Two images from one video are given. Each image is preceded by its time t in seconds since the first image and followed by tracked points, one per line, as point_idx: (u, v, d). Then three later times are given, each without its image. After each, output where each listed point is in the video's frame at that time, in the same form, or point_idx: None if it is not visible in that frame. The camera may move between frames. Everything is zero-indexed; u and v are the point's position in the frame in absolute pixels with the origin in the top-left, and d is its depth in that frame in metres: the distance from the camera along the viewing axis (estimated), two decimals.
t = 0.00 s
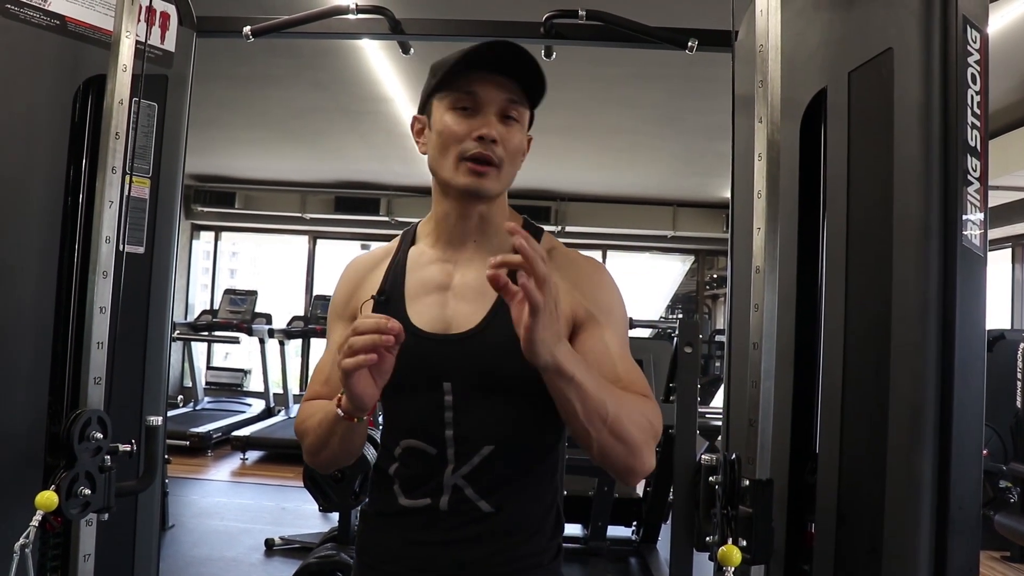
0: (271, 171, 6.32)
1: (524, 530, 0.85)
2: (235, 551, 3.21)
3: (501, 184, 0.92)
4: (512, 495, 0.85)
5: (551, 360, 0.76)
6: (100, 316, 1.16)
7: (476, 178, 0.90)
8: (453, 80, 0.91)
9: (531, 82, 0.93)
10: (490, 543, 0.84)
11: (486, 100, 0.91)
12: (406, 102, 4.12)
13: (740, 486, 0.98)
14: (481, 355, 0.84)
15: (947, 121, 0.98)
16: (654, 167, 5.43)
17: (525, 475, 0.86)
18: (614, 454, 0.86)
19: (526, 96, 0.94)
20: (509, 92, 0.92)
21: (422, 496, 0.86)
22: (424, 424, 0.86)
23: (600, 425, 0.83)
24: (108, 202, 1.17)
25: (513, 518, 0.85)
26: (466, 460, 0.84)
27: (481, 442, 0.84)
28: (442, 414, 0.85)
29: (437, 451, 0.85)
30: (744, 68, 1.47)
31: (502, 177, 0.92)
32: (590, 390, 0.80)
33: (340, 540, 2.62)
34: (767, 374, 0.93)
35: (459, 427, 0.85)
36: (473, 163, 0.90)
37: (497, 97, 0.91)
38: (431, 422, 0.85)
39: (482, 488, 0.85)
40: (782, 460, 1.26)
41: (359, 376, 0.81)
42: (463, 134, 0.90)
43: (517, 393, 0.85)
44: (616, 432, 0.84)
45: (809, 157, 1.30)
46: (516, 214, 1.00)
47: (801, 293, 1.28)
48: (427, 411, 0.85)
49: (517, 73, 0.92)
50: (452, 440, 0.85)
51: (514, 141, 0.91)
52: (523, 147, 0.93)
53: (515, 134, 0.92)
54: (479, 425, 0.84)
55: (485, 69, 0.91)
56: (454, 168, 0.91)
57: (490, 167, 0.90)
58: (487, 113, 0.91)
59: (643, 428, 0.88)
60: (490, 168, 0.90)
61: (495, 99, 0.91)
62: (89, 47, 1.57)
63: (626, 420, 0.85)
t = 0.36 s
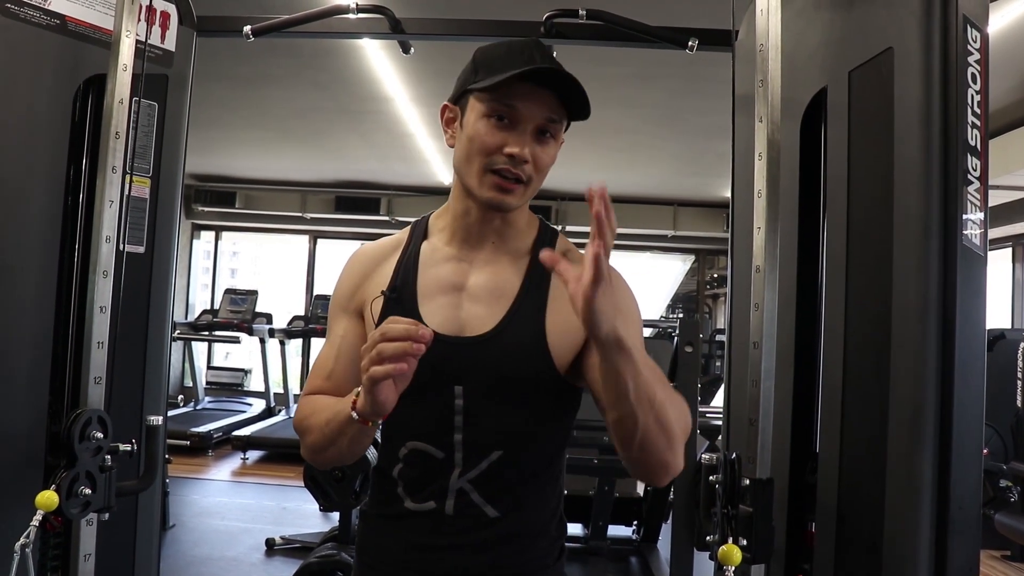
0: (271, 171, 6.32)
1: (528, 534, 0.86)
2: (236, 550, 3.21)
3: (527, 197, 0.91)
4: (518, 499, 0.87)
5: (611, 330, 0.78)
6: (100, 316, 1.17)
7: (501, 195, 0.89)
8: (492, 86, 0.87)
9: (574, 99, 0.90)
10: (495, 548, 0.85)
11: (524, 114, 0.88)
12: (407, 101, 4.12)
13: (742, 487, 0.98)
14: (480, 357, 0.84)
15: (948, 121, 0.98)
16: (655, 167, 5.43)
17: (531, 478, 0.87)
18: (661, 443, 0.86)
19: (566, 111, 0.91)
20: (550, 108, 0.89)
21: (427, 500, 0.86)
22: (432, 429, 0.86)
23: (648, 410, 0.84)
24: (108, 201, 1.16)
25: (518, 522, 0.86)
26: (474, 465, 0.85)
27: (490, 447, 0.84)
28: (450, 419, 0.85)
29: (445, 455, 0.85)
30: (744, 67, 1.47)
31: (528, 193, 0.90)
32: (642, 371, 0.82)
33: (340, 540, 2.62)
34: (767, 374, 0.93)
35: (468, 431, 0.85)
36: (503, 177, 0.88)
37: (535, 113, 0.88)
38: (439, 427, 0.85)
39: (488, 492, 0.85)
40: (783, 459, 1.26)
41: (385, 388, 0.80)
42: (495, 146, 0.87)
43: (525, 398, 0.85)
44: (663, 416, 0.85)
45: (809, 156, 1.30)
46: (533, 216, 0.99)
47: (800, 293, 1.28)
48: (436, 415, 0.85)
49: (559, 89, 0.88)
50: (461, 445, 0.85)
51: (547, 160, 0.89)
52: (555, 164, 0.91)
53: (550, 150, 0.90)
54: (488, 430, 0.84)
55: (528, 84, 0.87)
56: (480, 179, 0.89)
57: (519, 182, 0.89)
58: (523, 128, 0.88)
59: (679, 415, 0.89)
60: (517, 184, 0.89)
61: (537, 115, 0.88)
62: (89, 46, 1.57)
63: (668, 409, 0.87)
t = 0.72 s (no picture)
0: (271, 171, 6.32)
1: (535, 537, 0.87)
2: (237, 550, 3.21)
3: (535, 202, 0.90)
4: (525, 502, 0.87)
5: (616, 371, 0.78)
6: (101, 316, 1.16)
7: (507, 198, 0.88)
8: (501, 88, 0.86)
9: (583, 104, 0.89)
10: (503, 551, 0.85)
11: (533, 117, 0.87)
12: (407, 101, 4.12)
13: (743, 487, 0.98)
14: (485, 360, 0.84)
15: (948, 120, 0.98)
16: (655, 166, 5.43)
17: (539, 482, 0.87)
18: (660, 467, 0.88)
19: (575, 115, 0.90)
20: (559, 112, 0.88)
21: (434, 504, 0.86)
22: (443, 432, 0.85)
23: (649, 435, 0.85)
24: (109, 201, 1.16)
25: (525, 526, 0.87)
26: (483, 469, 0.85)
27: (499, 452, 0.84)
28: (460, 423, 0.84)
29: (453, 459, 0.85)
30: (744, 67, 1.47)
31: (537, 197, 0.89)
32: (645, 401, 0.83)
33: (341, 539, 2.62)
34: (768, 373, 0.93)
35: (477, 435, 0.85)
36: (509, 181, 0.87)
37: (545, 116, 0.87)
38: (449, 431, 0.85)
39: (496, 495, 0.85)
40: (784, 458, 1.26)
41: (399, 400, 0.78)
42: (503, 149, 0.87)
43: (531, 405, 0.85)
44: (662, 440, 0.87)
45: (809, 155, 1.30)
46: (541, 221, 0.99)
47: (801, 293, 1.28)
48: (446, 419, 0.85)
49: (569, 93, 0.88)
50: (470, 450, 0.85)
51: (555, 165, 0.88)
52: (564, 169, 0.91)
53: (559, 155, 0.89)
54: (499, 435, 0.84)
55: (537, 88, 0.87)
56: (486, 181, 0.88)
57: (528, 187, 0.88)
58: (531, 131, 0.87)
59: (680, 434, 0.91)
60: (525, 188, 0.88)
61: (545, 118, 0.87)
62: (90, 47, 1.58)
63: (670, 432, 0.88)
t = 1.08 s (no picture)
0: (272, 171, 6.32)
1: (543, 536, 0.86)
2: (237, 550, 3.21)
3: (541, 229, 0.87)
4: (535, 501, 0.86)
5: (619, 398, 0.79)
6: (101, 316, 1.16)
7: (510, 234, 0.87)
8: (491, 161, 0.79)
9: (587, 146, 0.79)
10: (511, 547, 0.85)
11: (528, 173, 0.79)
12: (407, 101, 4.11)
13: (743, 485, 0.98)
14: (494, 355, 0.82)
15: (948, 119, 0.98)
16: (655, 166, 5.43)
17: (551, 480, 0.86)
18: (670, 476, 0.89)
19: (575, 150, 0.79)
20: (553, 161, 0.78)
21: (444, 498, 0.85)
22: (453, 427, 0.84)
23: (658, 452, 0.87)
24: (109, 201, 1.16)
25: (534, 524, 0.86)
26: (494, 464, 0.84)
27: (510, 448, 0.83)
28: (470, 417, 0.83)
29: (463, 454, 0.84)
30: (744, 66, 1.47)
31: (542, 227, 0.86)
32: (651, 420, 0.84)
33: (341, 540, 2.61)
34: (768, 373, 0.93)
35: (487, 430, 0.83)
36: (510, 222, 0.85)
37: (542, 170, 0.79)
38: (461, 426, 0.83)
39: (506, 492, 0.84)
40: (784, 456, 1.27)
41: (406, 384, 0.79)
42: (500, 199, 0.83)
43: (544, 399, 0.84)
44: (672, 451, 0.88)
45: (810, 155, 1.29)
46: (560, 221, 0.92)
47: (801, 292, 1.28)
48: (457, 413, 0.83)
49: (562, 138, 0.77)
50: (479, 445, 0.83)
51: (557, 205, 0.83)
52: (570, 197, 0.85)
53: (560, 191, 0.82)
54: (510, 431, 0.83)
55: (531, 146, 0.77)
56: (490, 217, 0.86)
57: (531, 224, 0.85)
58: (528, 184, 0.80)
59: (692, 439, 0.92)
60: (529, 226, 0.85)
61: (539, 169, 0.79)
62: (91, 48, 1.58)
63: (682, 444, 0.89)
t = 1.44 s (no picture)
0: (272, 172, 6.32)
1: (579, 556, 0.78)
2: (238, 551, 3.21)
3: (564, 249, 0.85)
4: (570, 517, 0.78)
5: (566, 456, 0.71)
6: (101, 317, 1.16)
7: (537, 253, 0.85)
8: (501, 198, 0.81)
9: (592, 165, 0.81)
10: (540, 568, 0.78)
11: (539, 199, 0.80)
12: (407, 102, 4.11)
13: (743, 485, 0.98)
14: (505, 357, 0.79)
15: (948, 118, 0.98)
16: (655, 166, 5.42)
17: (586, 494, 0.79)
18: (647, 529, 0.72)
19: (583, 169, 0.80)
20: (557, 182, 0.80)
21: (474, 511, 0.81)
22: (482, 434, 0.80)
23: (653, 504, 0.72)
24: (109, 202, 1.16)
25: (570, 544, 0.78)
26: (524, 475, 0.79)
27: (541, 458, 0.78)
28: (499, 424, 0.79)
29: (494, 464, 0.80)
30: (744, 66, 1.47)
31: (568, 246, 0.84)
32: (626, 476, 0.72)
33: (341, 540, 2.61)
34: (768, 372, 0.93)
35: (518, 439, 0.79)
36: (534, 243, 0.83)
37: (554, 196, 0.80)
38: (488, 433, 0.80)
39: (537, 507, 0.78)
40: (785, 456, 1.27)
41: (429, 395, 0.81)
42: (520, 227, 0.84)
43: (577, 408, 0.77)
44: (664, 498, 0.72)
45: (811, 153, 1.29)
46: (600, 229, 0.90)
47: (802, 291, 1.28)
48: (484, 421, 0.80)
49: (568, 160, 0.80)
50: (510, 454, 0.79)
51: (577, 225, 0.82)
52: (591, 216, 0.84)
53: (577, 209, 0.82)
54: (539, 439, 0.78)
55: (538, 171, 0.80)
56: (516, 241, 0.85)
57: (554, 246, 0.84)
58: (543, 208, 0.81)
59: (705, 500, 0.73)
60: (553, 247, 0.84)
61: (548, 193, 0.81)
62: (90, 49, 1.58)
63: (696, 490, 0.73)
